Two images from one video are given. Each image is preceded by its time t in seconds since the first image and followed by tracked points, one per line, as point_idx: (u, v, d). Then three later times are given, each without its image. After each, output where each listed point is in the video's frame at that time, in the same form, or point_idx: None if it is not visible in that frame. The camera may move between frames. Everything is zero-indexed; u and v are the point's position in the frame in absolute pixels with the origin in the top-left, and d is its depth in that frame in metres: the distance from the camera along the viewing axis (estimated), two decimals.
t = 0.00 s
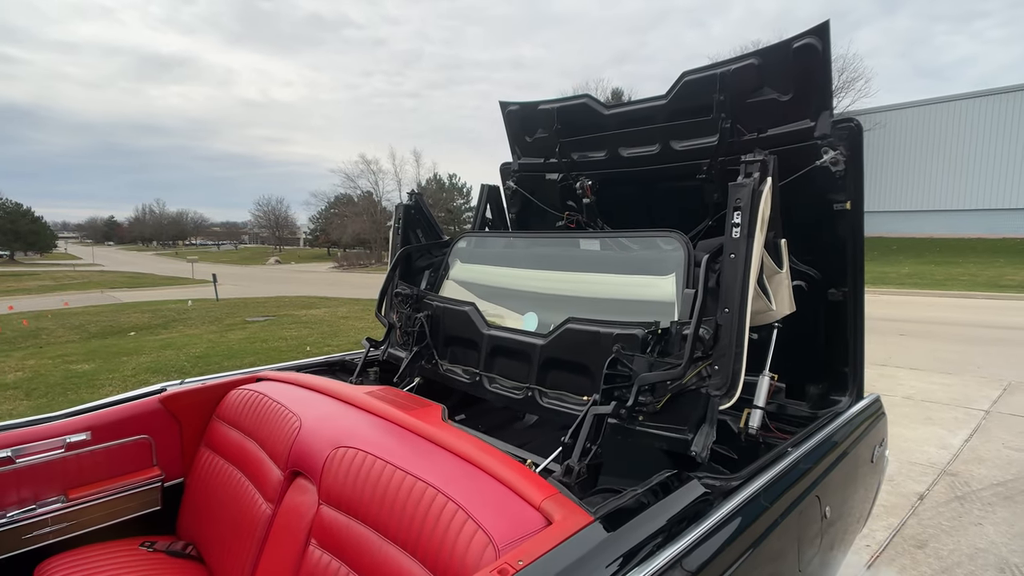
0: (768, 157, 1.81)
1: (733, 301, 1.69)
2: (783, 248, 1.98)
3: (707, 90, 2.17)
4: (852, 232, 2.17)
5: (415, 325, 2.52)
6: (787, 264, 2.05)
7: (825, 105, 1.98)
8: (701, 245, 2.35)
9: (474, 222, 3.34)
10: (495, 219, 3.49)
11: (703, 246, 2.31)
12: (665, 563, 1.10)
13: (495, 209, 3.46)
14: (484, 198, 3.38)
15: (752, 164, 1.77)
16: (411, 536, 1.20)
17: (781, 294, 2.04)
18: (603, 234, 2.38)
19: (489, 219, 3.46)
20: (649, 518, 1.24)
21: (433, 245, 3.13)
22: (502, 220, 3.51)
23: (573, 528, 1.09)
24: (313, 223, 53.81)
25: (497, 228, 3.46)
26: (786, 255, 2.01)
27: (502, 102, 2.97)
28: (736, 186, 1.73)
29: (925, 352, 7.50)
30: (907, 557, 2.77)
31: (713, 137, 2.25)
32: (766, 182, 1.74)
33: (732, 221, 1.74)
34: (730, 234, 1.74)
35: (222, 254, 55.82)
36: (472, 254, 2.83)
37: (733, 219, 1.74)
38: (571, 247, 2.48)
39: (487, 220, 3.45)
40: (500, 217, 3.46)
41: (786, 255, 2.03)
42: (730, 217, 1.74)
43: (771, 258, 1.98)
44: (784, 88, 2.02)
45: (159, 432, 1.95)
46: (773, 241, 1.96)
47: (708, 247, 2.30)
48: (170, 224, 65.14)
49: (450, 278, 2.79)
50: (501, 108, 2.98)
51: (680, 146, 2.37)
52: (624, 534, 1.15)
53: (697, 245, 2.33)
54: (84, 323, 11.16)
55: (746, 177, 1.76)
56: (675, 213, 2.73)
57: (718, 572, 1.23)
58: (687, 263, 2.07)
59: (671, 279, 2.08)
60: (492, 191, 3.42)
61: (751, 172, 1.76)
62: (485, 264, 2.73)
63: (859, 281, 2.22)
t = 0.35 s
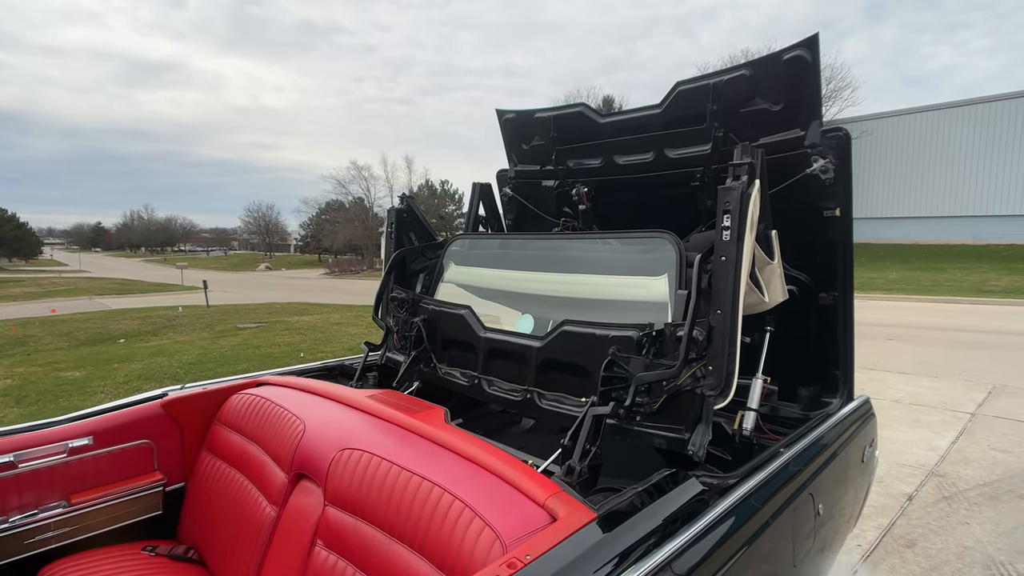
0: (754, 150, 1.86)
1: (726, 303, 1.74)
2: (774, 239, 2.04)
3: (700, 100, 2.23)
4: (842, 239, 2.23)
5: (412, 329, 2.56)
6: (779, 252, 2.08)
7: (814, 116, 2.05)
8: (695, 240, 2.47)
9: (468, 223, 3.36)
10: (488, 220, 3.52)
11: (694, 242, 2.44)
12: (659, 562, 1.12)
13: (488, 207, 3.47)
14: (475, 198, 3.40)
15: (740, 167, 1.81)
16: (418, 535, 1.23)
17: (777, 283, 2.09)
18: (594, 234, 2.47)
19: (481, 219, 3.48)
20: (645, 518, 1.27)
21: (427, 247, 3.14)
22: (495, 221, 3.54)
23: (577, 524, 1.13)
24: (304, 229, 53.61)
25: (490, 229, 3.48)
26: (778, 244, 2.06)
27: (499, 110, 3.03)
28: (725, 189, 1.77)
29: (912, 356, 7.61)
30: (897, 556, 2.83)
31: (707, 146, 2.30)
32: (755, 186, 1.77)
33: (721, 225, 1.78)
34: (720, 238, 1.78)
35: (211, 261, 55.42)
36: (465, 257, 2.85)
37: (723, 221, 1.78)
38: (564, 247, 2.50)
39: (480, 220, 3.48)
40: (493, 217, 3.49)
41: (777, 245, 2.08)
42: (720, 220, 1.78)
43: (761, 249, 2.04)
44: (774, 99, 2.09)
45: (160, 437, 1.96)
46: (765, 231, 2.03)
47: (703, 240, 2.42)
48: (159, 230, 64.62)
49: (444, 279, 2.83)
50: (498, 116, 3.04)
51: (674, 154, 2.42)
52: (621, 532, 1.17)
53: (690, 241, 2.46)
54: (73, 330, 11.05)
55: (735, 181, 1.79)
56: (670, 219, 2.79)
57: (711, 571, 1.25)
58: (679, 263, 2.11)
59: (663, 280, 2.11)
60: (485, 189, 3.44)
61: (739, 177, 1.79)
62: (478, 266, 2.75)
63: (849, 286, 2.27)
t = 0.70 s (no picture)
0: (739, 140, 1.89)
1: (720, 304, 1.76)
2: (766, 229, 2.10)
3: (695, 107, 2.26)
4: (834, 242, 2.28)
5: (409, 332, 2.57)
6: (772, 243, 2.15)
7: (807, 122, 2.09)
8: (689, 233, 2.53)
9: (461, 221, 3.36)
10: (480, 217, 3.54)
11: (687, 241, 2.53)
12: (659, 562, 1.13)
13: (480, 203, 3.48)
14: (467, 196, 3.41)
15: (730, 172, 1.80)
16: (424, 534, 1.24)
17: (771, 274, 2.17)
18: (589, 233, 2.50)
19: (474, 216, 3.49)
20: (642, 519, 1.28)
21: (419, 246, 3.11)
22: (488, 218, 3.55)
23: (581, 521, 1.15)
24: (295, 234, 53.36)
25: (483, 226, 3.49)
26: (770, 235, 2.12)
27: (495, 115, 3.06)
28: (716, 191, 1.77)
29: (901, 359, 7.72)
30: (888, 555, 2.87)
31: (702, 152, 2.34)
32: (746, 187, 1.77)
33: (713, 226, 1.79)
34: (712, 241, 1.80)
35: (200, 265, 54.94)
36: (458, 258, 2.86)
37: (714, 224, 1.78)
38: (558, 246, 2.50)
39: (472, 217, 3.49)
40: (486, 213, 3.50)
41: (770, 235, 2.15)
42: (712, 222, 1.79)
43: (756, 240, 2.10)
44: (767, 105, 2.13)
45: (160, 441, 1.96)
46: (757, 221, 2.06)
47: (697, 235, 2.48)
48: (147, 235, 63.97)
49: (439, 280, 2.85)
50: (493, 122, 3.07)
51: (670, 159, 2.47)
52: (621, 531, 1.19)
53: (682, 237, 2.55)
54: (60, 336, 10.91)
55: (726, 183, 1.79)
56: (665, 223, 2.83)
57: (711, 570, 1.26)
58: (672, 263, 2.11)
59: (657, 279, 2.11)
60: (476, 186, 3.44)
61: (729, 179, 1.79)
62: (474, 267, 2.76)
63: (841, 289, 2.32)
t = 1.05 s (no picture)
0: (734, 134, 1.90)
1: (715, 307, 1.76)
2: (760, 220, 2.11)
3: (690, 113, 2.30)
4: (828, 247, 2.32)
5: (404, 336, 2.58)
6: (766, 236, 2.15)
7: (800, 127, 2.12)
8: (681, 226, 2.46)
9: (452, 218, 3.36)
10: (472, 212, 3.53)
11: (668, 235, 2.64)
12: (662, 561, 1.15)
13: (470, 198, 3.48)
14: (458, 192, 3.40)
15: (721, 176, 1.82)
16: (428, 536, 1.25)
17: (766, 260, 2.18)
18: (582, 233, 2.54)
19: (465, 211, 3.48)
20: (644, 519, 1.30)
21: (413, 245, 3.09)
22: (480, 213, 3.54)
23: (584, 522, 1.17)
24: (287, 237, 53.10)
25: (475, 221, 3.49)
26: (764, 228, 2.13)
27: (491, 120, 3.09)
28: (709, 195, 1.78)
29: (890, 361, 7.82)
30: (880, 554, 2.91)
31: (697, 157, 2.37)
32: (738, 190, 1.79)
33: (707, 230, 1.79)
34: (705, 244, 1.80)
35: (189, 269, 54.49)
36: (452, 260, 2.86)
37: (708, 227, 1.79)
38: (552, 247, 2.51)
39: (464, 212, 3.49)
40: (477, 208, 3.49)
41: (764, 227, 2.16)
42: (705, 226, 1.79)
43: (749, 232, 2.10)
44: (762, 111, 2.17)
45: (157, 445, 1.95)
46: (751, 213, 2.09)
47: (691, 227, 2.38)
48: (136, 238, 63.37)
49: (432, 283, 2.86)
50: (489, 127, 3.09)
51: (665, 164, 2.49)
52: (625, 531, 1.21)
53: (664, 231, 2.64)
54: (49, 340, 10.79)
55: (718, 186, 1.81)
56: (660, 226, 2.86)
57: (711, 570, 1.28)
58: (666, 264, 2.13)
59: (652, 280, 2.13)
60: (466, 181, 3.43)
61: (721, 182, 1.81)
62: (469, 270, 2.76)
63: (834, 292, 2.36)
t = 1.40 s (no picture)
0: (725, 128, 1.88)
1: (712, 309, 1.76)
2: (756, 211, 2.08)
3: (688, 117, 2.32)
4: (823, 250, 2.36)
5: (401, 339, 2.59)
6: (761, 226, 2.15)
7: (797, 132, 2.13)
8: (677, 219, 2.37)
9: (446, 215, 3.33)
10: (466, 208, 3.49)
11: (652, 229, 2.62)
12: (666, 561, 1.17)
13: (463, 194, 3.46)
14: (450, 188, 3.37)
15: (715, 179, 1.80)
16: (433, 538, 1.26)
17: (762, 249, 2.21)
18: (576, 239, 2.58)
19: (459, 207, 3.45)
20: (647, 519, 1.32)
21: (405, 245, 3.04)
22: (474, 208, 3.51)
23: (589, 522, 1.19)
24: (279, 239, 52.83)
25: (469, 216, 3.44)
26: (759, 218, 2.12)
27: (489, 123, 3.11)
28: (704, 197, 1.76)
29: (882, 363, 7.90)
30: (874, 554, 2.95)
31: (694, 160, 2.39)
32: (733, 193, 1.78)
33: (702, 232, 1.78)
34: (702, 245, 1.79)
35: (180, 271, 54.06)
36: (449, 260, 2.82)
37: (703, 230, 1.78)
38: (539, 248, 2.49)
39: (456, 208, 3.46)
40: (471, 204, 3.46)
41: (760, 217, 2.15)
42: (700, 228, 1.78)
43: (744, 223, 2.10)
44: (757, 116, 2.19)
45: (157, 448, 1.95)
46: (747, 203, 2.07)
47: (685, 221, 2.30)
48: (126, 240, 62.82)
49: (427, 283, 2.87)
50: (487, 130, 3.12)
51: (661, 168, 2.52)
52: (631, 532, 1.23)
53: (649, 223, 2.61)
54: (38, 343, 10.67)
55: (710, 189, 1.80)
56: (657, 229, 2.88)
57: (713, 569, 1.30)
58: (661, 264, 2.10)
59: (647, 280, 2.11)
60: (458, 177, 3.39)
61: (714, 185, 1.80)
62: (466, 270, 2.74)
63: (829, 294, 2.39)
